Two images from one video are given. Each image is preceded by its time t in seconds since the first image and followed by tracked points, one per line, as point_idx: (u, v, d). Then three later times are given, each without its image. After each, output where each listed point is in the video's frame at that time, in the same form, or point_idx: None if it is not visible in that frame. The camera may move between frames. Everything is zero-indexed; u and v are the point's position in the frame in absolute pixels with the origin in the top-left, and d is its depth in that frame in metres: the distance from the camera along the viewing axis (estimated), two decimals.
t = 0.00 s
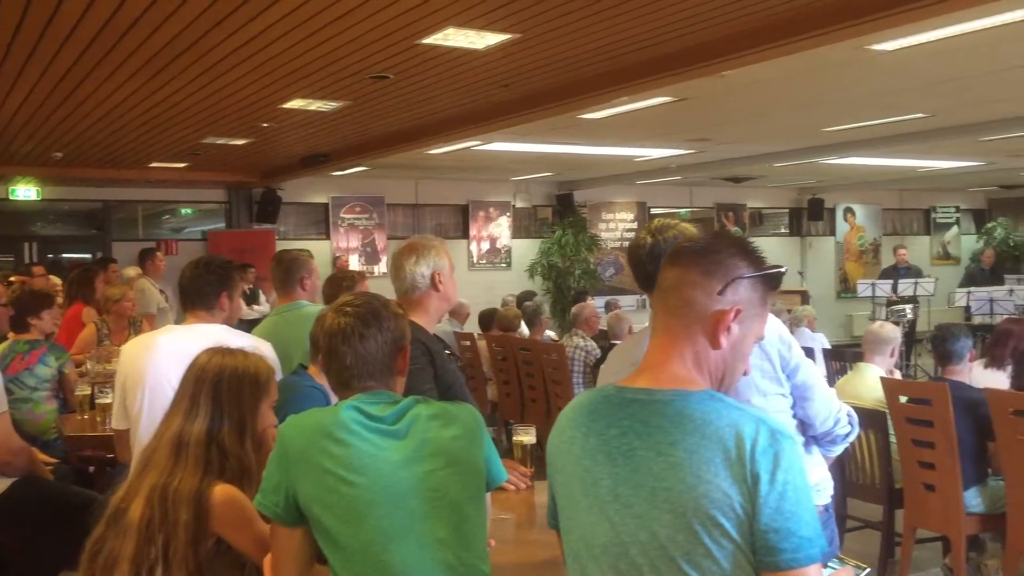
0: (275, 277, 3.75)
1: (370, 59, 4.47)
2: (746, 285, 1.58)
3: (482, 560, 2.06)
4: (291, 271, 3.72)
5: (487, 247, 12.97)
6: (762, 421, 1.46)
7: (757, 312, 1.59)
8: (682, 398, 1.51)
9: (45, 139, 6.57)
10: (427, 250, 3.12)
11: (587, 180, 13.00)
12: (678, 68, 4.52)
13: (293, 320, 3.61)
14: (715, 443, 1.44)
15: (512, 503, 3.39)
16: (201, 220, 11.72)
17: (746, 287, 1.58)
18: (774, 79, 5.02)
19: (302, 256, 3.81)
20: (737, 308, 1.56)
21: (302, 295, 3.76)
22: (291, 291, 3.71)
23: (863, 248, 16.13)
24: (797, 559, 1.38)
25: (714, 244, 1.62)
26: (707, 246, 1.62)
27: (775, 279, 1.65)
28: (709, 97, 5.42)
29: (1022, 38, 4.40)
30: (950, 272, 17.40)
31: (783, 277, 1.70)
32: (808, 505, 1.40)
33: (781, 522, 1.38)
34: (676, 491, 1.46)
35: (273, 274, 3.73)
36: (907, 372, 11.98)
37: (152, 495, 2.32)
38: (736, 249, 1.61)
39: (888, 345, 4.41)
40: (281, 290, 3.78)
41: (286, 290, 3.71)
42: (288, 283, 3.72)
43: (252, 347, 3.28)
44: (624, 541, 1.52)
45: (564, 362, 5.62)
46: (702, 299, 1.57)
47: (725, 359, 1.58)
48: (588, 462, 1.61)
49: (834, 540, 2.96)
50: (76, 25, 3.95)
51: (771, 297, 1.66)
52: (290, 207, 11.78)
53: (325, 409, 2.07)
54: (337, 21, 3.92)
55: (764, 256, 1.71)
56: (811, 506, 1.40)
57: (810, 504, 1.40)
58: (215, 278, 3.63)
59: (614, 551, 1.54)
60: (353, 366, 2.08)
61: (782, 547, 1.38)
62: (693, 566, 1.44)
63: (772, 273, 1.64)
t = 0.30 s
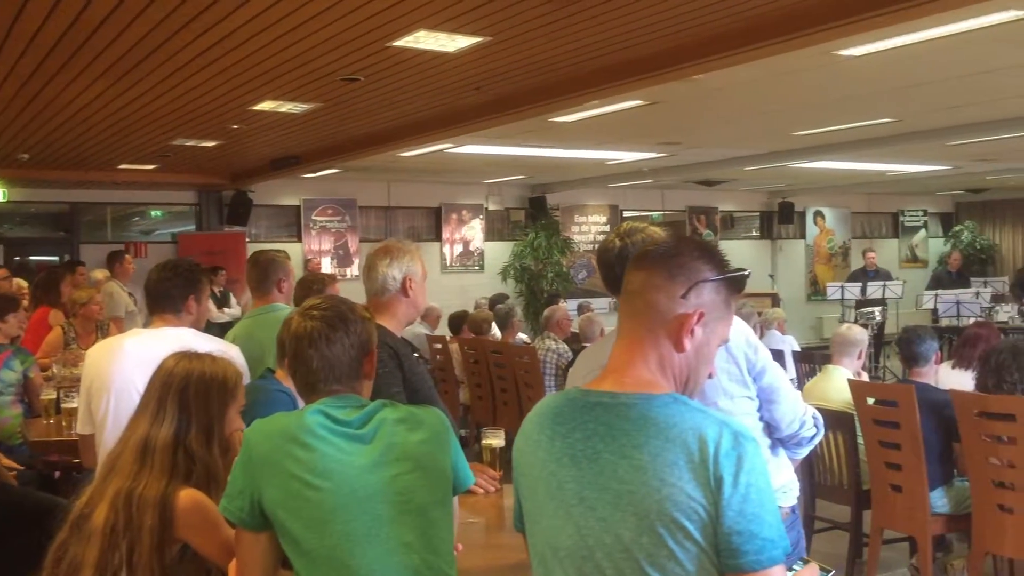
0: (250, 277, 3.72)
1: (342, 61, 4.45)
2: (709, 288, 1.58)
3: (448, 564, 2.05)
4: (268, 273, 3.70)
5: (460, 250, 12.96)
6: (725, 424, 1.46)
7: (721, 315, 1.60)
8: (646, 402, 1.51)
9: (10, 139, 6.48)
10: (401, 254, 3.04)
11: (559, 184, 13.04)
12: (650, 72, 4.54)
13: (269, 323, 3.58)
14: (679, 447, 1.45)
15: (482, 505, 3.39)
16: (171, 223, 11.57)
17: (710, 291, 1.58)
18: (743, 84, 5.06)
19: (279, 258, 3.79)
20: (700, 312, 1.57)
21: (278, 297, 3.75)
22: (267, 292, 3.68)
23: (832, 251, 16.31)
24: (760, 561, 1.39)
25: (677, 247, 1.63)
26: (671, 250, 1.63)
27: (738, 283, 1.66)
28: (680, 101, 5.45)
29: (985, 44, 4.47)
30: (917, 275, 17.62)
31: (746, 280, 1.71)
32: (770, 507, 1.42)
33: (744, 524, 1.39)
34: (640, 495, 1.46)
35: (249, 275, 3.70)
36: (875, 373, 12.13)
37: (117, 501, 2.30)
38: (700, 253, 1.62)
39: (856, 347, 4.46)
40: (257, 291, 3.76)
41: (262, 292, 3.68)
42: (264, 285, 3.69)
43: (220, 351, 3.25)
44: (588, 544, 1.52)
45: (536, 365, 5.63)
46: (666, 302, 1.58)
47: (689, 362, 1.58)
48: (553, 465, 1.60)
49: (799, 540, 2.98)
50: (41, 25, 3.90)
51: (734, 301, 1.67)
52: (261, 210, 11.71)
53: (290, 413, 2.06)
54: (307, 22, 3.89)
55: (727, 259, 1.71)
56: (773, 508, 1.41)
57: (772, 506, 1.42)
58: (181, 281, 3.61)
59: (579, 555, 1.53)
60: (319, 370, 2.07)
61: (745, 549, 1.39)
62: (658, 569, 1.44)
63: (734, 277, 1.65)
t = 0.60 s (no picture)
0: (228, 280, 3.70)
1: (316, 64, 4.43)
2: (679, 293, 1.58)
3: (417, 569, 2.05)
4: (248, 276, 3.69)
5: (435, 254, 12.94)
6: (694, 427, 1.47)
7: (690, 319, 1.59)
8: (616, 405, 1.51)
9: None
10: (374, 257, 3.02)
11: (533, 187, 13.05)
12: (624, 76, 4.56)
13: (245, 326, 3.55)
14: (648, 450, 1.45)
15: (454, 510, 3.38)
16: (144, 226, 11.54)
17: (680, 295, 1.58)
18: (715, 89, 5.10)
19: (258, 261, 3.77)
20: (670, 316, 1.56)
21: (256, 300, 3.73)
22: (246, 295, 3.66)
23: (804, 255, 16.43)
24: (727, 563, 1.39)
25: (648, 251, 1.62)
26: (640, 253, 1.62)
27: (706, 287, 1.66)
28: (654, 106, 5.47)
29: (954, 51, 4.53)
30: (888, 278, 17.79)
31: (715, 284, 1.71)
32: (738, 509, 1.42)
33: (712, 527, 1.40)
34: (609, 498, 1.46)
35: (228, 277, 3.68)
36: (846, 377, 12.22)
37: (83, 507, 2.26)
38: (670, 256, 1.61)
39: (826, 352, 4.52)
40: (235, 294, 3.72)
41: (241, 296, 3.66)
42: (244, 288, 3.67)
43: (190, 356, 3.23)
44: (557, 547, 1.52)
45: (510, 369, 5.64)
46: (636, 307, 1.57)
47: (659, 366, 1.58)
48: (523, 469, 1.60)
49: (768, 543, 2.99)
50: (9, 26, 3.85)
51: (703, 304, 1.67)
52: (233, 213, 11.62)
53: (259, 418, 2.04)
54: (280, 25, 3.87)
55: (697, 263, 1.71)
56: (741, 510, 1.42)
57: (740, 508, 1.42)
58: (151, 285, 3.57)
59: (548, 558, 1.53)
60: (289, 375, 2.05)
61: (713, 551, 1.39)
62: (627, 572, 1.45)
63: (703, 280, 1.64)
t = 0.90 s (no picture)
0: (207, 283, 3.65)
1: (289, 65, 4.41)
2: (647, 297, 1.58)
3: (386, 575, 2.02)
4: (228, 280, 3.64)
5: (409, 256, 12.93)
6: (660, 431, 1.47)
7: (657, 323, 1.59)
8: (583, 410, 1.51)
9: None
10: (341, 260, 2.98)
11: (508, 190, 13.07)
12: (597, 80, 4.57)
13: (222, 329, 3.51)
14: (614, 455, 1.45)
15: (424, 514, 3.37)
16: (114, 227, 11.41)
17: (648, 299, 1.58)
18: (687, 94, 5.13)
19: (237, 264, 3.72)
20: (638, 320, 1.56)
21: (236, 303, 3.70)
22: (225, 299, 3.62)
23: (777, 259, 16.54)
24: (693, 566, 1.40)
25: (615, 255, 1.61)
26: (607, 257, 1.61)
27: (673, 291, 1.66)
28: (626, 109, 5.49)
29: (923, 58, 4.58)
30: (858, 281, 17.97)
31: (680, 289, 1.71)
32: (704, 512, 1.42)
33: (677, 530, 1.40)
34: (576, 502, 1.46)
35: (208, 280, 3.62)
36: (817, 380, 12.33)
37: (47, 514, 2.23)
38: (636, 261, 1.61)
39: (797, 355, 4.56)
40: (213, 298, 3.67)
41: (220, 299, 3.61)
42: (224, 292, 3.63)
43: (158, 360, 3.20)
44: (525, 552, 1.51)
45: (483, 372, 5.67)
46: (604, 311, 1.56)
47: (627, 371, 1.58)
48: (490, 474, 1.59)
49: (736, 546, 3.00)
50: None
51: (669, 309, 1.67)
52: (205, 215, 11.54)
53: (227, 423, 2.03)
54: (252, 26, 3.85)
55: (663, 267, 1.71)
56: (707, 513, 1.42)
57: (706, 511, 1.43)
58: (119, 288, 3.54)
59: (514, 563, 1.52)
60: (257, 379, 2.04)
61: (679, 554, 1.40)
62: None
63: (669, 285, 1.64)
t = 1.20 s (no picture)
0: (184, 280, 3.57)
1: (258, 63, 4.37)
2: (611, 297, 1.58)
3: None
4: (208, 279, 3.57)
5: (379, 257, 12.90)
6: (624, 431, 1.47)
7: (621, 323, 1.60)
8: (547, 410, 1.50)
9: None
10: (299, 260, 2.95)
11: (478, 192, 13.08)
12: (568, 82, 4.58)
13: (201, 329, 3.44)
14: (579, 454, 1.44)
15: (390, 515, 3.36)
16: (79, 226, 11.22)
17: (611, 300, 1.58)
18: (656, 96, 5.16)
19: (217, 262, 3.64)
20: (602, 321, 1.56)
21: (215, 302, 3.63)
22: (203, 299, 3.55)
23: (745, 261, 16.66)
24: (656, 566, 1.40)
25: (579, 255, 1.61)
26: (571, 259, 1.61)
27: (636, 292, 1.66)
28: (597, 112, 5.51)
29: (888, 64, 4.65)
30: (825, 284, 18.15)
31: (644, 289, 1.71)
32: (667, 512, 1.42)
33: (640, 529, 1.40)
34: (540, 502, 1.45)
35: (186, 279, 3.55)
36: (784, 381, 12.44)
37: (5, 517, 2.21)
38: (600, 262, 1.61)
39: (763, 356, 4.60)
40: (191, 297, 3.57)
41: (199, 299, 3.55)
42: (202, 292, 3.56)
43: (119, 360, 3.18)
44: (488, 552, 1.51)
45: (452, 373, 5.66)
46: (569, 312, 1.56)
47: (591, 371, 1.58)
48: (455, 474, 1.58)
49: (701, 546, 3.02)
50: None
51: (633, 310, 1.67)
52: (172, 214, 11.43)
53: (190, 424, 2.01)
54: (221, 24, 3.82)
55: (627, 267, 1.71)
56: (669, 513, 1.42)
57: (669, 511, 1.42)
58: (81, 287, 3.50)
59: (478, 563, 1.52)
60: (220, 380, 2.01)
61: (641, 554, 1.40)
62: None
63: (633, 285, 1.64)
